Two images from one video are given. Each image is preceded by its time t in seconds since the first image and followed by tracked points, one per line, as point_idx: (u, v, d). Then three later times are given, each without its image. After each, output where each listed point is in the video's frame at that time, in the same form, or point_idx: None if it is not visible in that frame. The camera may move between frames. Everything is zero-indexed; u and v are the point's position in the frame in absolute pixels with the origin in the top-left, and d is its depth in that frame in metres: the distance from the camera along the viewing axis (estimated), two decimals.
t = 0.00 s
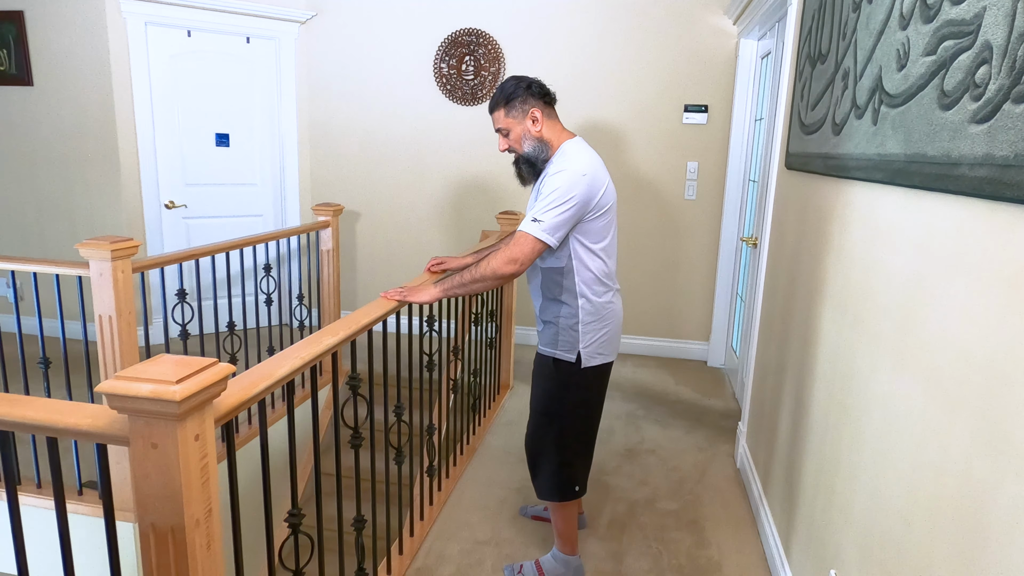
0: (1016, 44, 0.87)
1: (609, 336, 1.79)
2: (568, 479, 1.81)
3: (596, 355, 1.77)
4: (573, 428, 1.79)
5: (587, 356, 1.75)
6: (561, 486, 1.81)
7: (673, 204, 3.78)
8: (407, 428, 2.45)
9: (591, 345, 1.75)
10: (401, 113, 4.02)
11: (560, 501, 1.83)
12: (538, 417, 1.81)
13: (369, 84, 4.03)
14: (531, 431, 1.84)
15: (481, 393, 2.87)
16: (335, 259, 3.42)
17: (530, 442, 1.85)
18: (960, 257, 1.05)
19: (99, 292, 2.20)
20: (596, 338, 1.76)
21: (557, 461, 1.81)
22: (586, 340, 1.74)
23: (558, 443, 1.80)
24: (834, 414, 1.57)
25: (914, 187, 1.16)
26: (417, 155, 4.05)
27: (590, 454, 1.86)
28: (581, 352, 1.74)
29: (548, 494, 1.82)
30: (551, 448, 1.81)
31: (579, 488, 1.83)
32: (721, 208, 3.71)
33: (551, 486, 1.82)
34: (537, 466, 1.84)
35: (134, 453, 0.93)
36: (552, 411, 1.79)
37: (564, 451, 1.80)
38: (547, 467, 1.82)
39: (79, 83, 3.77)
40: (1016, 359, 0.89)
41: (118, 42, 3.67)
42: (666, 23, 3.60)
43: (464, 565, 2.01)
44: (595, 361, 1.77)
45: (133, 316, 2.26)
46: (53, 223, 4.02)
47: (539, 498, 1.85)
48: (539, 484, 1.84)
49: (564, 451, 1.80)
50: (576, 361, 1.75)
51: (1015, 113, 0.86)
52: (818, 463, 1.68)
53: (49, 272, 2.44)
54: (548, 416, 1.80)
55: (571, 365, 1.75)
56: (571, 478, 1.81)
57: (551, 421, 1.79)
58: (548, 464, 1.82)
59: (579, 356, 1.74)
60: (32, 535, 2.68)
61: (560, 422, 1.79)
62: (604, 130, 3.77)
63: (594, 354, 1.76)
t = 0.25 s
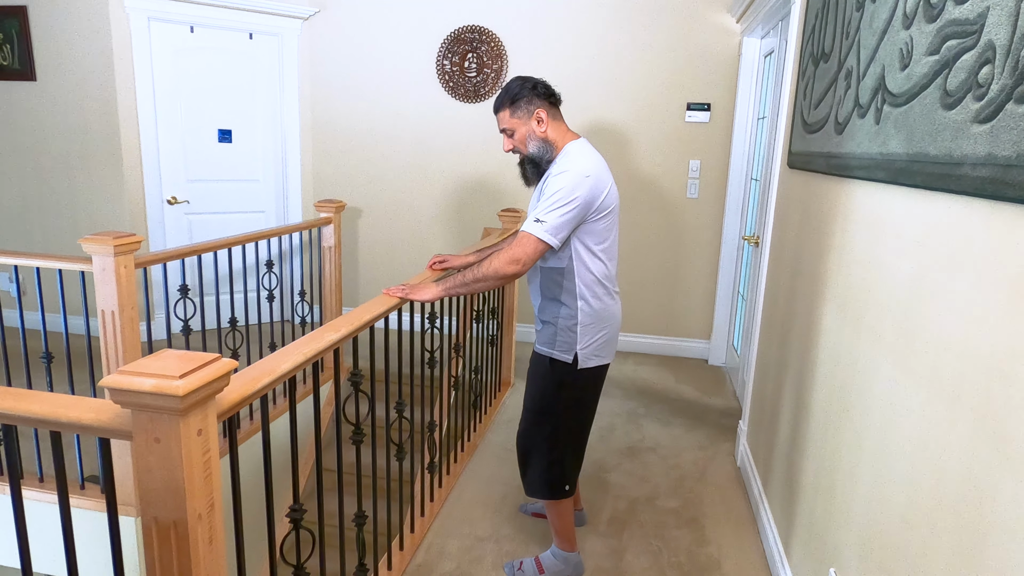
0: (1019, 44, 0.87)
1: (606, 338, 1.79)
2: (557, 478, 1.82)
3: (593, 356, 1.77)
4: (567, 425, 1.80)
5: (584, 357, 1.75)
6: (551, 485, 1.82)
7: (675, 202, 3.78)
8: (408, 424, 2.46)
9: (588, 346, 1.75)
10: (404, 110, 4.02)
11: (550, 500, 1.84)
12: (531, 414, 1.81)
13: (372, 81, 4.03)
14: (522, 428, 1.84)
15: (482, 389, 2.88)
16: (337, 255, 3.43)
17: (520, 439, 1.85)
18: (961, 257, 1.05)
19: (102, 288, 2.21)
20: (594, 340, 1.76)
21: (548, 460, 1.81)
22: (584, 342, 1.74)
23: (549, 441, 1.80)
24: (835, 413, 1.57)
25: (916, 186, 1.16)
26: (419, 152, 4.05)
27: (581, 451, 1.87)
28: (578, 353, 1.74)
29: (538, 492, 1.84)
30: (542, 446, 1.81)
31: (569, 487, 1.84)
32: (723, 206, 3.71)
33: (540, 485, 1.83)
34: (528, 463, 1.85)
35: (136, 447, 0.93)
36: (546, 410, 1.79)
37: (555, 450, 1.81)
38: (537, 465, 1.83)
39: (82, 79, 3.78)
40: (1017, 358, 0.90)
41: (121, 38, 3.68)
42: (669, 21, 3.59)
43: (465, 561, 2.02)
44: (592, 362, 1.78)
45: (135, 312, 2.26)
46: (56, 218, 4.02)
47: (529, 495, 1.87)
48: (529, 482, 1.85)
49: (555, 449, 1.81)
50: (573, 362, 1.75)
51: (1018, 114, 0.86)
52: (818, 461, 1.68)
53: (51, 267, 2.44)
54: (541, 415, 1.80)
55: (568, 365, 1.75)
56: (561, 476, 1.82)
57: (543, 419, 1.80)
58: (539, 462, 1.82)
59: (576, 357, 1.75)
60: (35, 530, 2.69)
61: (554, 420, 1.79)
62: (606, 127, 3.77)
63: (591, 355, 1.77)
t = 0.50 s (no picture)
0: (1021, 45, 0.87)
1: (605, 341, 1.79)
2: (552, 478, 1.82)
3: (591, 358, 1.78)
4: (565, 425, 1.80)
5: (583, 359, 1.76)
6: (545, 484, 1.82)
7: (676, 201, 3.78)
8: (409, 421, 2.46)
9: (588, 348, 1.76)
10: (406, 108, 4.02)
11: (545, 499, 1.84)
12: (527, 413, 1.81)
13: (374, 78, 4.03)
14: (518, 426, 1.84)
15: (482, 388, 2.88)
16: (338, 253, 3.43)
17: (516, 436, 1.85)
18: (962, 257, 1.06)
19: (104, 283, 2.21)
20: (593, 342, 1.76)
21: (542, 460, 1.81)
22: (583, 344, 1.75)
23: (544, 440, 1.81)
24: (835, 413, 1.57)
25: (917, 186, 1.16)
26: (421, 150, 4.05)
27: (575, 452, 1.87)
28: (577, 355, 1.75)
29: (532, 490, 1.84)
30: (536, 445, 1.81)
31: (563, 487, 1.84)
32: (724, 205, 3.71)
33: (535, 484, 1.83)
34: (522, 462, 1.85)
35: (139, 442, 0.94)
36: (544, 408, 1.79)
37: (550, 449, 1.81)
38: (531, 464, 1.83)
39: (84, 75, 3.78)
40: (1017, 359, 0.90)
41: (123, 34, 3.68)
42: (672, 20, 3.59)
43: (465, 558, 2.02)
44: (590, 364, 1.78)
45: (137, 308, 2.26)
46: (58, 214, 4.03)
47: (524, 495, 1.87)
48: (522, 480, 1.85)
49: (550, 449, 1.81)
50: (572, 363, 1.75)
51: (1019, 115, 0.86)
52: (818, 461, 1.68)
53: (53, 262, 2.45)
54: (537, 413, 1.80)
55: (566, 366, 1.76)
56: (556, 476, 1.82)
57: (539, 418, 1.80)
58: (533, 461, 1.82)
59: (575, 359, 1.75)
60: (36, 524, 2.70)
61: (552, 419, 1.79)
62: (608, 126, 3.77)
63: (589, 358, 1.77)
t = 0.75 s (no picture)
0: (1021, 49, 0.87)
1: (611, 338, 1.80)
2: (560, 477, 1.83)
3: (598, 356, 1.78)
4: (573, 425, 1.81)
5: (589, 357, 1.76)
6: (554, 483, 1.83)
7: (677, 203, 3.78)
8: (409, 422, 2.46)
9: (594, 345, 1.76)
10: (407, 109, 4.02)
11: (551, 498, 1.84)
12: (536, 413, 1.82)
13: (375, 79, 4.03)
14: (527, 428, 1.85)
15: (483, 388, 2.88)
16: (339, 253, 3.43)
17: (525, 438, 1.86)
18: (961, 260, 1.06)
19: (106, 283, 2.21)
20: (599, 340, 1.77)
21: (551, 459, 1.82)
22: (590, 341, 1.75)
23: (552, 440, 1.81)
24: (835, 414, 1.58)
25: (917, 189, 1.17)
26: (422, 151, 4.06)
27: (585, 452, 1.87)
28: (584, 352, 1.75)
29: (540, 490, 1.84)
30: (545, 445, 1.82)
31: (572, 486, 1.85)
32: (724, 207, 3.72)
33: (543, 484, 1.84)
34: (531, 462, 1.85)
35: (141, 441, 0.94)
36: (552, 408, 1.79)
37: (554, 450, 1.81)
38: (539, 464, 1.84)
39: (86, 74, 3.78)
40: (1016, 362, 0.90)
41: (125, 34, 3.68)
42: (673, 22, 3.60)
43: (465, 558, 2.03)
44: (597, 362, 1.79)
45: (138, 307, 2.27)
46: (59, 213, 4.03)
47: (532, 494, 1.87)
48: (532, 481, 1.86)
49: (558, 449, 1.81)
50: (578, 361, 1.76)
51: (1019, 118, 0.87)
52: (817, 462, 1.69)
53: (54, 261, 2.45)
54: (546, 413, 1.80)
55: (573, 364, 1.76)
56: (564, 476, 1.83)
57: (547, 418, 1.80)
58: (541, 460, 1.83)
59: (581, 356, 1.76)
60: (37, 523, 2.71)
61: (560, 419, 1.80)
62: (609, 128, 3.77)
63: (596, 355, 1.78)
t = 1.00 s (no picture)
0: (1020, 53, 0.88)
1: (624, 335, 1.80)
2: (583, 479, 1.83)
3: (612, 353, 1.78)
4: (592, 426, 1.81)
5: (604, 355, 1.77)
6: (576, 485, 1.83)
7: (677, 205, 3.79)
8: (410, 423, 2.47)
9: (607, 343, 1.77)
10: (408, 111, 4.03)
11: (574, 500, 1.85)
12: (555, 416, 1.82)
13: (376, 82, 4.04)
14: (547, 429, 1.85)
15: (484, 390, 2.89)
16: (340, 254, 3.44)
17: (545, 440, 1.86)
18: (961, 263, 1.06)
19: (108, 284, 2.22)
20: (613, 337, 1.77)
21: (573, 461, 1.82)
22: (603, 339, 1.76)
23: (573, 442, 1.82)
24: (835, 416, 1.58)
25: (917, 192, 1.17)
26: (423, 153, 4.06)
27: (604, 453, 1.88)
28: (598, 350, 1.75)
29: (563, 492, 1.84)
30: (566, 447, 1.83)
31: (595, 487, 1.85)
32: (725, 209, 3.72)
33: (565, 486, 1.84)
34: (552, 464, 1.86)
35: (144, 442, 0.95)
36: (572, 410, 1.80)
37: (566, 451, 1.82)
38: (561, 466, 1.84)
39: (88, 76, 3.79)
40: (1016, 365, 0.91)
41: (128, 35, 3.69)
42: (674, 25, 3.60)
43: (466, 560, 2.03)
44: (611, 359, 1.79)
45: (140, 309, 2.27)
46: (60, 214, 4.04)
47: (554, 497, 1.87)
48: (553, 483, 1.86)
49: (579, 450, 1.82)
50: (593, 359, 1.76)
51: (1018, 122, 0.87)
52: (818, 465, 1.69)
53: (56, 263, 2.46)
54: (566, 416, 1.81)
55: (588, 363, 1.77)
56: (587, 477, 1.83)
57: (567, 420, 1.81)
58: (563, 463, 1.83)
59: (596, 355, 1.76)
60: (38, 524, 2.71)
61: (579, 420, 1.80)
62: (610, 130, 3.78)
63: (610, 352, 1.78)
